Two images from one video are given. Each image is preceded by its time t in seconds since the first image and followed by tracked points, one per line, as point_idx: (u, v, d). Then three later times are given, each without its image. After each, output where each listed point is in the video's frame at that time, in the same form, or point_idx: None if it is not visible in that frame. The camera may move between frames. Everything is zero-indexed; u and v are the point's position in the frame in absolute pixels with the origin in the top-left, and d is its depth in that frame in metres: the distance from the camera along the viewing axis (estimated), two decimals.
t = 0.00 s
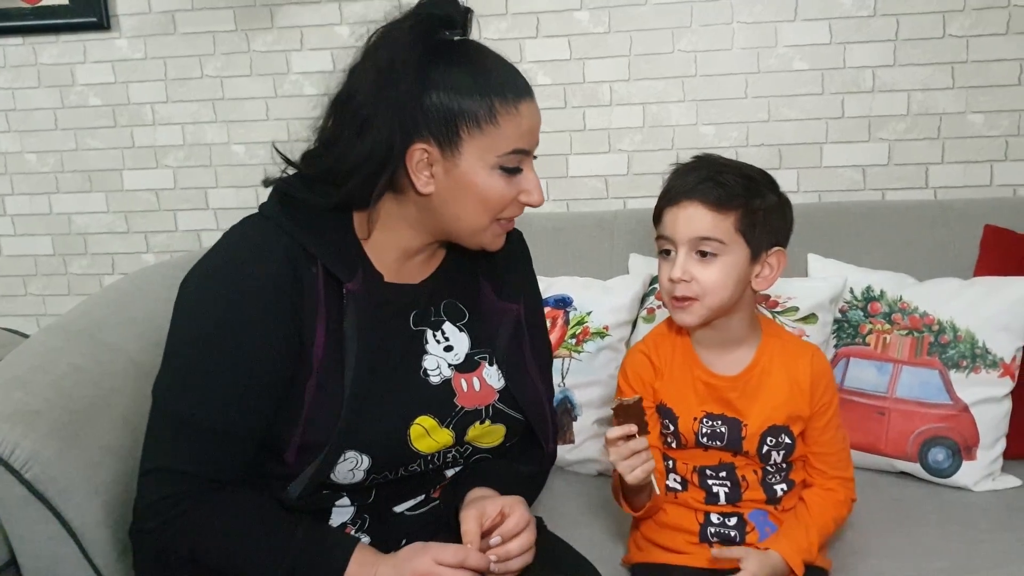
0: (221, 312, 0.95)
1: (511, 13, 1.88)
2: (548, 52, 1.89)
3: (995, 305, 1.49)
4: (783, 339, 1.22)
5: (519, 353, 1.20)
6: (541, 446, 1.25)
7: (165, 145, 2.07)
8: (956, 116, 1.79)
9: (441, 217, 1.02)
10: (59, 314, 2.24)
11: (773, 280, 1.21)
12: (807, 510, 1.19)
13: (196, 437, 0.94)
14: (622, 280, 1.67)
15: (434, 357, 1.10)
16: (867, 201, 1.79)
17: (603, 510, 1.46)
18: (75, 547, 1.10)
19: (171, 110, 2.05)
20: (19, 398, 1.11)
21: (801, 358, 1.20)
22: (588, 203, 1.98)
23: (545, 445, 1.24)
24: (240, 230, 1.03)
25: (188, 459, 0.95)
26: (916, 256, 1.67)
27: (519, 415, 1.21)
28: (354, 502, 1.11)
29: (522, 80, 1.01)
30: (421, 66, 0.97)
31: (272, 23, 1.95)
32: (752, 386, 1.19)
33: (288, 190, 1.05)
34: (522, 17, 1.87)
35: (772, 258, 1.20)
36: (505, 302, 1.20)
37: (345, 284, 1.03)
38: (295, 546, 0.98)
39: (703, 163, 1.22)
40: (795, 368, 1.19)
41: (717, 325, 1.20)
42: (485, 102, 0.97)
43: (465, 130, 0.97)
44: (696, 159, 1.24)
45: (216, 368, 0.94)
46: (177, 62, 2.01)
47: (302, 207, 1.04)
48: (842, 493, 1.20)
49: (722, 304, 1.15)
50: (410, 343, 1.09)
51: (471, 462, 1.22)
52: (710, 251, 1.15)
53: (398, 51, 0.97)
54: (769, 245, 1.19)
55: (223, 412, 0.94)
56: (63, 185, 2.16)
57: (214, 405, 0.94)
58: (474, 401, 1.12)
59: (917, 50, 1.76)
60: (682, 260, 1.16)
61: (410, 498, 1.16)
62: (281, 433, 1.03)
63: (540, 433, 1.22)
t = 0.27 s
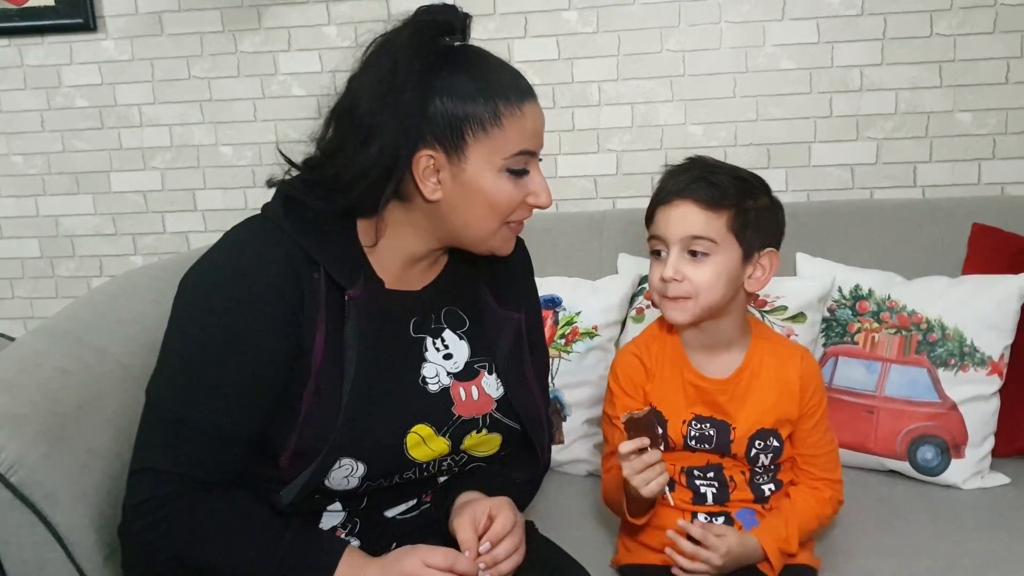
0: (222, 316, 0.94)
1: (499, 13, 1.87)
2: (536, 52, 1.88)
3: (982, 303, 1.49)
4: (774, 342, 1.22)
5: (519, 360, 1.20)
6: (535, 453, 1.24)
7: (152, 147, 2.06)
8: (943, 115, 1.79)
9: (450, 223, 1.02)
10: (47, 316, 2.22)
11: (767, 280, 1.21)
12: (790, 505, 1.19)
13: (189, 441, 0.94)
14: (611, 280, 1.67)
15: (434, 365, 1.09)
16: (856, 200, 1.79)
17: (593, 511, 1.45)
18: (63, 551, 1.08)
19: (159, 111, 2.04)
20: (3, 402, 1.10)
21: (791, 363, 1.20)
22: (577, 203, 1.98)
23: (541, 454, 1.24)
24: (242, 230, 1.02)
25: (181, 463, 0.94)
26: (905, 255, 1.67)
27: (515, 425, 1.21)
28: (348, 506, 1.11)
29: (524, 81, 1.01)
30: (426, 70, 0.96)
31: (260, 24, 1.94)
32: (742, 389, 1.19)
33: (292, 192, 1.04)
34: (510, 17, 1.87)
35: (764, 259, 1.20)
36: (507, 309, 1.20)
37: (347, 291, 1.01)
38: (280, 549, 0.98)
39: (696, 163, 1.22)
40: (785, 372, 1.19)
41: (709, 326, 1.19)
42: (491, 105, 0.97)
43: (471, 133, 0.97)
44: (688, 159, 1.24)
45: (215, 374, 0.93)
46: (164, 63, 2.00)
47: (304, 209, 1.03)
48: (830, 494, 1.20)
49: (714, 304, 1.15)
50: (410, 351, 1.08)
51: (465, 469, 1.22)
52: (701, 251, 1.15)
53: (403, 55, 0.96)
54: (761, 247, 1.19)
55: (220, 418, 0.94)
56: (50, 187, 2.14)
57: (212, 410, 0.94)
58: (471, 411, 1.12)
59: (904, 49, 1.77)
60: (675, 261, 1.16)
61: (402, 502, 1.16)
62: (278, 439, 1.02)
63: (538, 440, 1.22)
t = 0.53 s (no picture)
0: (193, 314, 0.93)
1: (491, 8, 1.86)
2: (528, 47, 1.87)
3: (976, 299, 1.48)
4: (778, 339, 1.22)
5: (503, 357, 1.19)
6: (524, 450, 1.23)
7: (142, 143, 2.05)
8: (937, 111, 1.79)
9: (431, 212, 1.00)
10: (36, 313, 2.21)
11: (773, 275, 1.20)
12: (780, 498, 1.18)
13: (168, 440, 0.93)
14: (603, 277, 1.66)
15: (417, 362, 1.08)
16: (849, 196, 1.78)
17: (585, 508, 1.45)
18: (50, 549, 1.07)
19: (149, 107, 2.03)
20: None
21: (794, 360, 1.20)
22: (570, 200, 1.97)
23: (530, 452, 1.23)
24: (216, 229, 1.01)
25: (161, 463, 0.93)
26: (899, 251, 1.66)
27: (503, 420, 1.20)
28: (333, 506, 1.10)
29: (500, 66, 1.00)
30: (399, 58, 0.96)
31: (250, 19, 1.93)
32: (745, 387, 1.19)
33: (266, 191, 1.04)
34: (502, 13, 1.86)
35: (770, 255, 1.19)
36: (490, 304, 1.19)
37: (326, 289, 1.01)
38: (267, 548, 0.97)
39: (699, 160, 1.21)
40: (788, 368, 1.19)
41: (715, 324, 1.19)
42: (466, 88, 0.96)
43: (448, 119, 0.96)
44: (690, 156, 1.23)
45: (189, 372, 0.92)
46: (154, 59, 1.99)
47: (282, 207, 1.02)
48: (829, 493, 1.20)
49: (721, 299, 1.14)
50: (390, 346, 1.07)
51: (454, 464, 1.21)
52: (706, 246, 1.14)
53: (377, 44, 0.95)
54: (767, 242, 1.19)
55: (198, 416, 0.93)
56: (39, 183, 2.13)
57: (188, 409, 0.92)
58: (456, 406, 1.11)
59: (897, 45, 1.76)
60: (680, 256, 1.15)
61: (389, 500, 1.16)
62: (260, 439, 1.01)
63: (525, 437, 1.21)
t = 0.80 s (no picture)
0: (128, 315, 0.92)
1: (467, 5, 1.85)
2: (504, 45, 1.87)
3: (950, 297, 1.49)
4: (760, 335, 1.22)
5: (458, 340, 1.15)
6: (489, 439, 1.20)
7: (113, 140, 2.02)
8: (910, 110, 1.80)
9: (364, 195, 0.99)
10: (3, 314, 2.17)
11: (754, 272, 1.19)
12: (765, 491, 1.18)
13: (111, 440, 0.91)
14: (581, 275, 1.65)
15: (367, 351, 1.06)
16: (824, 194, 1.79)
17: (564, 506, 1.43)
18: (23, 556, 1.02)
19: (119, 104, 2.00)
20: None
21: (777, 357, 1.20)
22: (547, 198, 1.96)
23: (495, 438, 1.18)
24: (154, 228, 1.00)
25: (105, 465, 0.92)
26: (874, 249, 1.67)
27: (461, 404, 1.16)
28: (299, 503, 1.08)
29: (441, 49, 0.99)
30: (336, 39, 0.95)
31: (223, 15, 1.91)
32: (730, 381, 1.19)
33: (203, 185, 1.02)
34: (478, 10, 1.85)
35: (752, 253, 1.19)
36: (440, 289, 1.16)
37: (264, 278, 0.99)
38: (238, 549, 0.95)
39: (688, 153, 1.20)
40: (772, 364, 1.19)
41: (694, 319, 1.18)
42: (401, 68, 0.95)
43: (383, 99, 0.95)
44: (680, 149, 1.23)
45: (123, 368, 0.91)
46: (125, 55, 1.96)
47: (221, 203, 1.01)
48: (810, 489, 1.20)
49: (698, 293, 1.14)
50: (338, 334, 1.05)
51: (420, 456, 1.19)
52: (685, 239, 1.14)
53: (314, 24, 0.95)
54: (749, 240, 1.18)
55: (133, 412, 0.91)
56: (6, 181, 2.09)
57: (121, 407, 0.91)
58: (413, 392, 1.09)
59: (871, 44, 1.77)
60: (659, 249, 1.14)
61: (358, 496, 1.14)
62: (210, 435, 0.99)
63: (489, 424, 1.17)
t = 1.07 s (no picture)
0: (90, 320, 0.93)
1: (467, 4, 1.85)
2: (505, 43, 1.86)
3: (953, 294, 1.49)
4: (762, 332, 1.22)
5: (425, 325, 1.15)
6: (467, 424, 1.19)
7: (112, 140, 2.01)
8: (911, 107, 1.80)
9: (314, 182, 1.00)
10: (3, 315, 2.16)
11: (739, 279, 1.16)
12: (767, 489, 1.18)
13: (94, 443, 0.92)
14: (582, 274, 1.65)
15: (334, 340, 1.06)
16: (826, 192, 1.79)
17: (565, 505, 1.43)
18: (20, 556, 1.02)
19: (119, 104, 1.99)
20: None
21: (778, 354, 1.19)
22: (548, 197, 1.96)
23: (472, 419, 1.18)
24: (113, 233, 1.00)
25: (83, 466, 0.92)
26: (875, 246, 1.66)
27: (434, 388, 1.15)
28: (281, 498, 1.08)
29: (391, 37, 1.00)
30: (284, 28, 0.96)
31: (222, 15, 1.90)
32: (729, 376, 1.18)
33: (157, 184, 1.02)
34: (478, 8, 1.85)
35: (739, 260, 1.15)
36: (403, 276, 1.15)
37: (220, 270, 0.99)
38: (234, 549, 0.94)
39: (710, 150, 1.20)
40: (772, 362, 1.19)
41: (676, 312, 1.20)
42: (348, 56, 0.96)
43: (329, 87, 0.96)
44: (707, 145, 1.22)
45: (89, 371, 0.92)
46: (124, 54, 1.95)
47: (179, 201, 1.01)
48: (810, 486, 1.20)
49: (672, 286, 1.15)
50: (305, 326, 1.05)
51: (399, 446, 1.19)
52: (666, 231, 1.15)
53: (263, 13, 0.96)
54: (738, 245, 1.15)
55: (107, 413, 0.92)
56: (6, 182, 2.08)
57: (94, 408, 0.92)
58: (383, 379, 1.08)
59: (872, 41, 1.77)
60: (643, 237, 1.16)
61: (342, 490, 1.13)
62: (181, 431, 0.99)
63: (466, 410, 1.16)
